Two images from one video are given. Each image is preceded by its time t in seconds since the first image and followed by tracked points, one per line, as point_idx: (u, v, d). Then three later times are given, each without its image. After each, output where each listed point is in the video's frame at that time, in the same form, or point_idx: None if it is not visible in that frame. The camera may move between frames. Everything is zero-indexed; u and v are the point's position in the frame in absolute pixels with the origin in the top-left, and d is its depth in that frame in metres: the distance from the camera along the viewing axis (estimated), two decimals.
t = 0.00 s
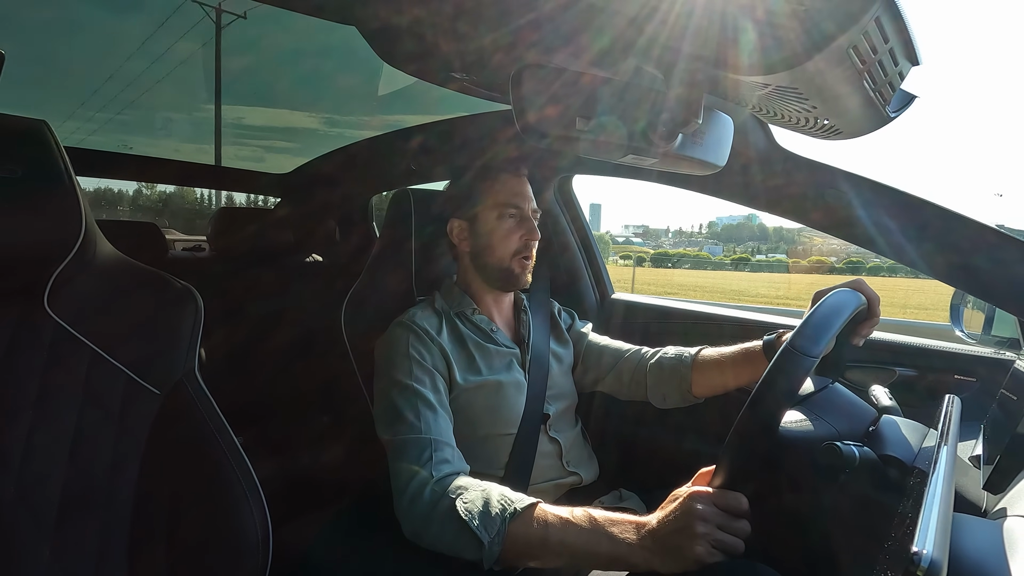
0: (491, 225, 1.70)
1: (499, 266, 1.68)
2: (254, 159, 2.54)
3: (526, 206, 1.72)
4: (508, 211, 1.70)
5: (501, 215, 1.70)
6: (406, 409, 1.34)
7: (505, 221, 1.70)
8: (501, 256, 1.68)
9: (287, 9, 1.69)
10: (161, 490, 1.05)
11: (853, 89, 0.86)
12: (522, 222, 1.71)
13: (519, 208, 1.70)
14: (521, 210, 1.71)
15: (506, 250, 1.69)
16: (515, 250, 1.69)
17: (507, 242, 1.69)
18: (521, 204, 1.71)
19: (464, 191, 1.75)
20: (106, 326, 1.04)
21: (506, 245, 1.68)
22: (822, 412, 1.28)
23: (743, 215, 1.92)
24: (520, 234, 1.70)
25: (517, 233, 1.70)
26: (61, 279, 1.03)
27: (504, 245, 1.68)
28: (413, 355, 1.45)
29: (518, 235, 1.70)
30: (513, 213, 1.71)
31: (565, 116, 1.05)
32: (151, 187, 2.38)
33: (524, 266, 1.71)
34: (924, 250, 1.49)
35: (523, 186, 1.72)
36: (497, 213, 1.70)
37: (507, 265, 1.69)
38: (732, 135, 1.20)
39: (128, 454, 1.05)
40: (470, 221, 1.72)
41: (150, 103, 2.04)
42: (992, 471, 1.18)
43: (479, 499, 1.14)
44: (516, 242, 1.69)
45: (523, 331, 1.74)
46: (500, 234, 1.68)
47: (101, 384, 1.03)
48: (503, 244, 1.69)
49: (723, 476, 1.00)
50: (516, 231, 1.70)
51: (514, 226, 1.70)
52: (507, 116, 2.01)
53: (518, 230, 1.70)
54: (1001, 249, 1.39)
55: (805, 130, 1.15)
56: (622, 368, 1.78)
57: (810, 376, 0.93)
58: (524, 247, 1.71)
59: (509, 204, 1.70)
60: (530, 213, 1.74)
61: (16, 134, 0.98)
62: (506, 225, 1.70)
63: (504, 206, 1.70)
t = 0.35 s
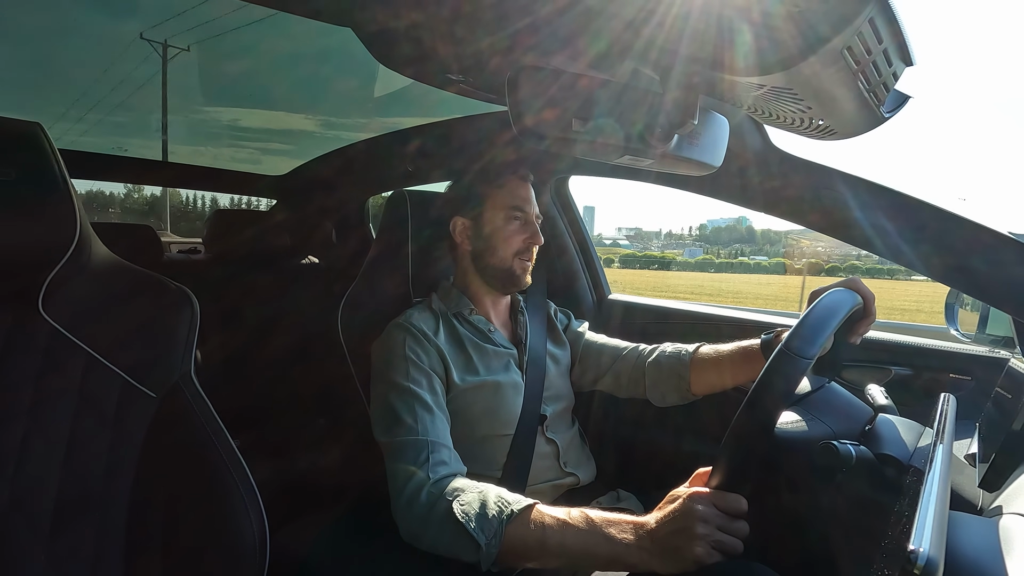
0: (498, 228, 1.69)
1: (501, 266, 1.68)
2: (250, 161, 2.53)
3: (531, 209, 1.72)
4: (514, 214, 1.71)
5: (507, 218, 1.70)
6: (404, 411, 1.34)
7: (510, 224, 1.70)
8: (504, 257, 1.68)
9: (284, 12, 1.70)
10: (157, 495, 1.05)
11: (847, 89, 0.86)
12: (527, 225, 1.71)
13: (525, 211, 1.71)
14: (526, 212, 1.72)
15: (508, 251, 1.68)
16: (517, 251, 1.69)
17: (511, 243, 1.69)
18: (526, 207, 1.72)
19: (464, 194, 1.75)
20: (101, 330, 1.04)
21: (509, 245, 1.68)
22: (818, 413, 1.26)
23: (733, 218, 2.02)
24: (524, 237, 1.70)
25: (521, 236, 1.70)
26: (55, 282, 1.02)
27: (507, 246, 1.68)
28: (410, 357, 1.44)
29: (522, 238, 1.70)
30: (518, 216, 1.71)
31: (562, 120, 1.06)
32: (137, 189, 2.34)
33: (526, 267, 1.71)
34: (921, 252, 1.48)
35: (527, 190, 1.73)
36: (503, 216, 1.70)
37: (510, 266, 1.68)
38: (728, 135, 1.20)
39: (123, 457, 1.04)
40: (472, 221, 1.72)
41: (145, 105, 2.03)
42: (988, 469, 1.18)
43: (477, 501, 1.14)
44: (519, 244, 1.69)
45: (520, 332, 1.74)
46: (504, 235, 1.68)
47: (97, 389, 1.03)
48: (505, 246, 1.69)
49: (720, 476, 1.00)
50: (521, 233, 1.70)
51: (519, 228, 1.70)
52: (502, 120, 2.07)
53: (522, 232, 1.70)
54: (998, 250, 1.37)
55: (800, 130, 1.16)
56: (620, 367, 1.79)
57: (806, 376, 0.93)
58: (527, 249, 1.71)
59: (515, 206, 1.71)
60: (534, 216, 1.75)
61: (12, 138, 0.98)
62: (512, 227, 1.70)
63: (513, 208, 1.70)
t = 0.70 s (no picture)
0: (490, 229, 1.70)
1: (494, 268, 1.68)
2: (246, 163, 2.53)
3: (524, 211, 1.72)
4: (506, 215, 1.71)
5: (500, 220, 1.70)
6: (402, 413, 1.33)
7: (503, 225, 1.70)
8: (495, 258, 1.68)
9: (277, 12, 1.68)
10: (155, 500, 1.05)
11: (842, 89, 0.86)
12: (520, 227, 1.72)
13: (517, 213, 1.71)
14: (519, 214, 1.72)
15: (501, 252, 1.69)
16: (509, 251, 1.70)
17: (504, 243, 1.69)
18: (519, 209, 1.72)
19: (459, 197, 1.75)
20: (96, 335, 1.03)
21: (502, 245, 1.69)
22: (816, 413, 1.29)
23: (721, 221, 2.07)
24: (518, 238, 1.71)
25: (515, 237, 1.71)
26: (49, 286, 1.01)
27: (500, 247, 1.69)
28: (407, 358, 1.44)
29: (515, 239, 1.71)
30: (511, 217, 1.71)
31: (560, 123, 1.06)
32: (121, 190, 2.27)
33: (518, 268, 1.71)
34: (918, 255, 1.45)
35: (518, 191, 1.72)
36: (497, 217, 1.70)
37: (503, 267, 1.69)
38: (724, 135, 1.20)
39: (119, 462, 1.04)
40: (466, 225, 1.72)
41: (142, 109, 2.03)
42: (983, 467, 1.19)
43: (475, 503, 1.14)
44: (512, 244, 1.70)
45: (518, 332, 1.74)
46: (498, 237, 1.68)
47: (93, 394, 1.03)
48: (497, 247, 1.69)
49: (716, 477, 1.00)
50: (513, 234, 1.71)
51: (512, 230, 1.71)
52: (500, 123, 2.08)
53: (515, 234, 1.71)
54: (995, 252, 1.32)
55: (796, 131, 1.16)
56: (618, 367, 1.79)
57: (803, 376, 0.94)
58: (519, 249, 1.71)
59: (507, 208, 1.71)
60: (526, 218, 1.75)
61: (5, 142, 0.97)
62: (505, 228, 1.71)
63: (504, 211, 1.70)
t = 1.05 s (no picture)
0: (479, 229, 1.71)
1: (484, 265, 1.69)
2: (240, 164, 2.55)
3: (512, 207, 1.73)
4: (495, 213, 1.72)
5: (488, 218, 1.71)
6: (400, 411, 1.33)
7: (493, 223, 1.71)
8: (483, 256, 1.69)
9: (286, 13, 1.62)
10: (152, 500, 1.05)
11: (840, 88, 0.87)
12: (508, 223, 1.73)
13: (504, 209, 1.72)
14: (507, 211, 1.73)
15: (490, 250, 1.69)
16: (499, 248, 1.70)
17: (492, 241, 1.70)
18: (507, 206, 1.73)
19: (457, 200, 1.72)
20: (93, 334, 1.03)
21: (490, 244, 1.70)
22: (811, 410, 1.29)
23: (712, 223, 2.11)
24: (506, 234, 1.72)
25: (504, 234, 1.72)
26: (46, 287, 1.01)
27: (488, 244, 1.69)
28: (405, 357, 1.44)
29: (504, 236, 1.71)
30: (499, 214, 1.72)
31: (557, 124, 1.05)
32: (108, 193, 2.28)
33: (509, 265, 1.72)
34: (912, 257, 1.51)
35: (506, 188, 1.73)
36: (485, 215, 1.71)
37: (493, 263, 1.69)
38: (722, 134, 1.20)
39: (117, 462, 1.04)
40: (456, 228, 1.72)
41: (140, 109, 2.02)
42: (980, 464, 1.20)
43: (473, 500, 1.14)
44: (500, 241, 1.70)
45: (515, 330, 1.75)
46: (487, 236, 1.70)
47: (90, 395, 1.02)
48: (486, 244, 1.70)
49: (715, 474, 0.99)
50: (503, 232, 1.72)
51: (500, 228, 1.71)
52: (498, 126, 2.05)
53: (504, 231, 1.72)
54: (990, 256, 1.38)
55: (795, 129, 1.16)
56: (616, 364, 1.79)
57: (800, 375, 0.94)
58: (508, 246, 1.72)
59: (494, 206, 1.72)
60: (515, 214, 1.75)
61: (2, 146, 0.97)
62: (493, 226, 1.72)
63: (491, 209, 1.72)
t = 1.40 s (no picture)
0: (447, 239, 1.71)
1: (460, 274, 1.69)
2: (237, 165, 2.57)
3: (478, 213, 1.71)
4: (462, 222, 1.70)
5: (455, 227, 1.70)
6: (397, 412, 1.33)
7: (459, 232, 1.70)
8: (459, 266, 1.69)
9: (271, 10, 1.59)
10: (150, 498, 1.05)
11: (837, 91, 0.87)
12: (477, 230, 1.70)
13: (469, 216, 1.69)
14: (475, 217, 1.70)
15: (464, 258, 1.69)
16: (472, 257, 1.69)
17: (464, 250, 1.69)
18: (473, 212, 1.70)
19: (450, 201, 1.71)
20: (91, 333, 1.03)
21: (462, 253, 1.69)
22: (808, 410, 1.28)
23: (702, 224, 2.11)
24: (477, 241, 1.69)
25: (474, 240, 1.69)
26: (43, 285, 1.00)
27: (461, 253, 1.69)
28: (402, 358, 1.44)
29: (474, 243, 1.69)
30: (466, 222, 1.70)
31: (552, 125, 1.04)
32: (95, 197, 2.26)
33: (489, 271, 1.69)
34: (906, 257, 1.48)
35: (478, 192, 1.71)
36: (451, 225, 1.70)
37: (471, 272, 1.68)
38: (719, 136, 1.20)
39: (114, 461, 1.03)
40: (436, 236, 1.73)
41: (136, 109, 2.02)
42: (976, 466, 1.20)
43: (470, 502, 1.14)
44: (473, 249, 1.69)
45: (513, 331, 1.75)
46: (456, 246, 1.69)
47: (87, 393, 1.02)
48: (459, 253, 1.70)
49: (713, 475, 1.00)
50: (472, 238, 1.70)
51: (469, 235, 1.69)
52: (493, 125, 2.05)
53: (473, 237, 1.69)
54: (982, 257, 1.37)
55: (793, 131, 1.16)
56: (613, 365, 1.79)
57: (797, 376, 0.94)
58: (483, 252, 1.69)
59: (461, 214, 1.70)
60: (486, 218, 1.73)
61: None
62: (462, 235, 1.70)
63: (457, 217, 1.70)
